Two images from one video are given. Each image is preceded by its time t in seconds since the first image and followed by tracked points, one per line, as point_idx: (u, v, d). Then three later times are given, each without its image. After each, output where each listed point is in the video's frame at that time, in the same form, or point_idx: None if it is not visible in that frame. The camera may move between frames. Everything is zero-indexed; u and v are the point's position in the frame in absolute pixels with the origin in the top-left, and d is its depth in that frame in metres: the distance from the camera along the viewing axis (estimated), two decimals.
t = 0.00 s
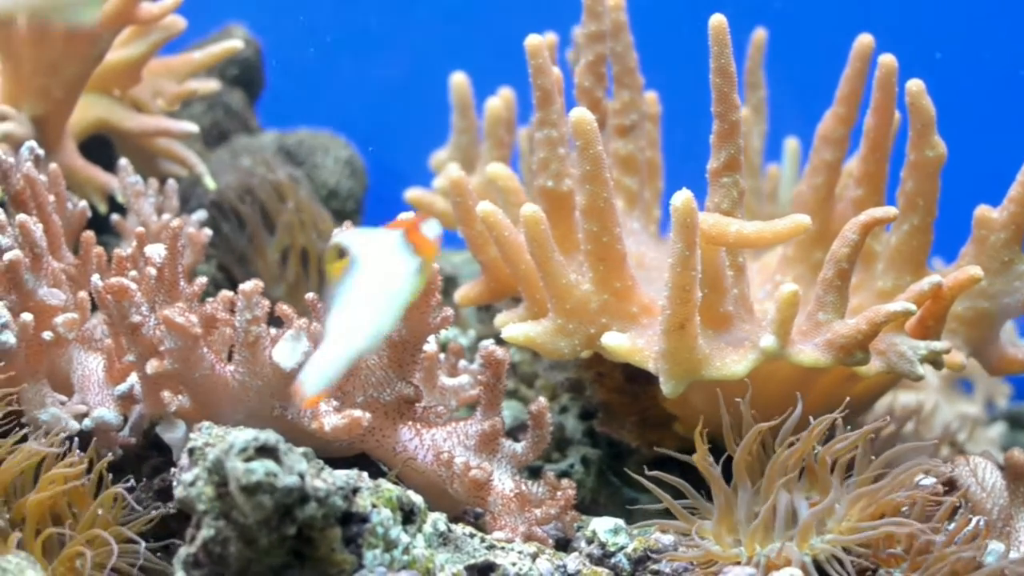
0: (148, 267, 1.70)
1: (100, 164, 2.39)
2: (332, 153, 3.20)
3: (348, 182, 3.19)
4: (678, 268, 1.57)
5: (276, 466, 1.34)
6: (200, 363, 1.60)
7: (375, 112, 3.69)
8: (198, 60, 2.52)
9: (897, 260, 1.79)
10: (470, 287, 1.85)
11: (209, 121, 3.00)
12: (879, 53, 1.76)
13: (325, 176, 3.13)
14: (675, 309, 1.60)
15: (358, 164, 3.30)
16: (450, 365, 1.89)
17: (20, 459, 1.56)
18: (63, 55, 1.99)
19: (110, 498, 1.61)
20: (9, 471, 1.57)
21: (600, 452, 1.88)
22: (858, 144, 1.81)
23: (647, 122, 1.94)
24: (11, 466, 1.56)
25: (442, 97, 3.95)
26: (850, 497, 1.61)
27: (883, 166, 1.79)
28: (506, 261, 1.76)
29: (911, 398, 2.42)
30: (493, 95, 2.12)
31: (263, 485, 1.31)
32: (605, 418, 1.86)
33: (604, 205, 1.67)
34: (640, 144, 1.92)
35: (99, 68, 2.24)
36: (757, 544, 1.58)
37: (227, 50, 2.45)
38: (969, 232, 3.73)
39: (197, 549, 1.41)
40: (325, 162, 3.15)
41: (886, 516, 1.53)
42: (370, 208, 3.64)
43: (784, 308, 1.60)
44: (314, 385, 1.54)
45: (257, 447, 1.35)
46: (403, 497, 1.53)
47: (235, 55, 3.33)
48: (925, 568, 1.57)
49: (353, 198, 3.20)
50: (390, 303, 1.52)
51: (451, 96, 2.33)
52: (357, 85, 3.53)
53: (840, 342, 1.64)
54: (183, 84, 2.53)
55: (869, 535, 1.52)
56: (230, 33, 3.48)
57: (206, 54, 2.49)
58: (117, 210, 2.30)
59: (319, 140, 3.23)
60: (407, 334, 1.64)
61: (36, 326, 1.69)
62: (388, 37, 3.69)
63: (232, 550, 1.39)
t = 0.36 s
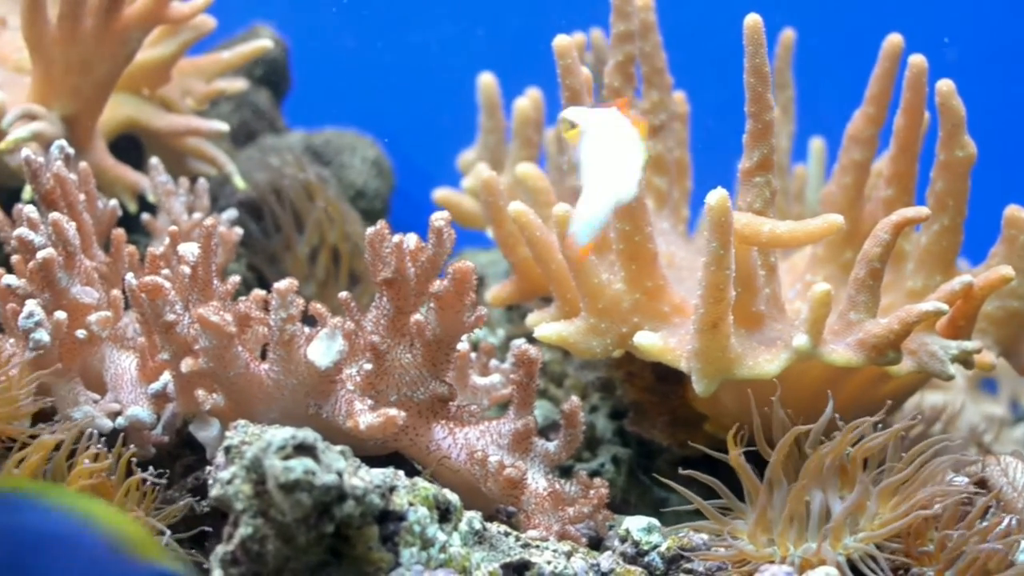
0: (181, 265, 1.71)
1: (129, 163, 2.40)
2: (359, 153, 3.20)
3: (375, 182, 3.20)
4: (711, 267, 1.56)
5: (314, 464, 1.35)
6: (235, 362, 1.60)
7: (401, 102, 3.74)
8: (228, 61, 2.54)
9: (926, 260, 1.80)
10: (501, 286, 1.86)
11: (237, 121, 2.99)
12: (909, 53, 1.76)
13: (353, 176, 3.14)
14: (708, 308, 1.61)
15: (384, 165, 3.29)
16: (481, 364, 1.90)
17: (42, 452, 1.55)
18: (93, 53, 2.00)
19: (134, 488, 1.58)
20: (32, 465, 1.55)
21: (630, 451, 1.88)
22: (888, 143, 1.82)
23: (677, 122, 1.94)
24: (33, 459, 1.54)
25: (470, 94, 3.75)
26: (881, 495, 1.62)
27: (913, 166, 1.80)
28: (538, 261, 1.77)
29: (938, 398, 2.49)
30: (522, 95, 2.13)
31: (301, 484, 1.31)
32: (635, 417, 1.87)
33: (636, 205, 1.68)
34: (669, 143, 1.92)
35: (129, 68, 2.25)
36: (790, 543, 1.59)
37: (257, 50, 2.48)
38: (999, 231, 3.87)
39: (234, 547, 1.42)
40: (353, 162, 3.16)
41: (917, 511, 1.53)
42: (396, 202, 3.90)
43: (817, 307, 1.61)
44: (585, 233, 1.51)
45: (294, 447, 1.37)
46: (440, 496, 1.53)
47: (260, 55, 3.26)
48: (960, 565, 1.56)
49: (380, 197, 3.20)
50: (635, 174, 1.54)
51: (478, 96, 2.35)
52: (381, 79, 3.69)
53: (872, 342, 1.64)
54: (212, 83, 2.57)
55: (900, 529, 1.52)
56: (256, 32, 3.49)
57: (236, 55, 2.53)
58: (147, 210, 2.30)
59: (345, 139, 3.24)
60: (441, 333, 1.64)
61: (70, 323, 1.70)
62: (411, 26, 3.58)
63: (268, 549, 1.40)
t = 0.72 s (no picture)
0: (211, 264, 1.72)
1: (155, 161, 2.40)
2: (383, 152, 3.21)
3: (400, 181, 3.20)
4: (742, 267, 1.57)
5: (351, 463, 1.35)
6: (266, 362, 1.60)
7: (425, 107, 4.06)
8: (254, 60, 2.53)
9: (953, 259, 1.82)
10: (531, 286, 1.87)
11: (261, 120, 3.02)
12: (936, 53, 1.77)
13: (377, 175, 3.14)
14: (739, 308, 1.61)
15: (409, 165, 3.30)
16: (510, 363, 1.90)
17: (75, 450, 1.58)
18: (120, 52, 2.00)
19: (169, 485, 1.62)
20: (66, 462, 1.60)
21: (657, 450, 1.90)
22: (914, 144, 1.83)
23: (703, 122, 1.94)
24: (67, 456, 1.59)
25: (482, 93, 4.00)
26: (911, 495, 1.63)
27: (940, 166, 1.80)
28: (567, 261, 1.78)
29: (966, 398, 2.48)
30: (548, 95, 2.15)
31: (336, 482, 1.31)
32: (663, 416, 1.88)
33: (666, 205, 1.68)
34: (696, 144, 1.92)
35: (155, 67, 2.26)
36: (822, 543, 1.59)
37: (282, 49, 2.47)
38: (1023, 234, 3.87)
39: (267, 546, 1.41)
40: (377, 161, 3.17)
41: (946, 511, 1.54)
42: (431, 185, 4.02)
43: (847, 308, 1.59)
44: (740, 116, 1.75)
45: (329, 445, 1.35)
46: (473, 495, 1.53)
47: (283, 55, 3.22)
48: (989, 566, 1.56)
49: (404, 196, 3.21)
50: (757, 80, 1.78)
51: (504, 96, 2.36)
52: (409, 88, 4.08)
53: (901, 341, 1.65)
54: (240, 81, 2.56)
55: (930, 527, 1.53)
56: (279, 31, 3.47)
57: (262, 54, 2.51)
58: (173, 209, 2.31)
59: (370, 139, 3.25)
60: (472, 333, 1.64)
61: (101, 322, 1.71)
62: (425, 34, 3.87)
63: (302, 548, 1.40)
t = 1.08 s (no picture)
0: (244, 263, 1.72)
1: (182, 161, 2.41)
2: (410, 151, 3.22)
3: (425, 180, 3.18)
4: (777, 267, 1.57)
5: (389, 461, 1.38)
6: (302, 361, 1.60)
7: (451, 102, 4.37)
8: (283, 59, 2.52)
9: (983, 259, 1.84)
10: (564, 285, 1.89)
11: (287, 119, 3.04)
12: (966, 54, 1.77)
13: (403, 175, 3.13)
14: (773, 308, 1.61)
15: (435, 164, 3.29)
16: (541, 362, 1.91)
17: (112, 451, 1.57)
18: (151, 51, 2.01)
19: (207, 487, 1.63)
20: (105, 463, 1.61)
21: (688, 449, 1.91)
22: (945, 144, 1.83)
23: (731, 122, 1.94)
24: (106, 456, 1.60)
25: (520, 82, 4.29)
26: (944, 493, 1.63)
27: (970, 166, 1.81)
28: (600, 260, 1.78)
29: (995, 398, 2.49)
30: (576, 94, 2.18)
31: (376, 480, 1.33)
32: (693, 416, 1.89)
33: (700, 205, 1.70)
34: (725, 143, 1.92)
35: (185, 67, 2.24)
36: (856, 543, 1.59)
37: (312, 48, 2.47)
38: None
39: (309, 544, 1.44)
40: (403, 160, 3.17)
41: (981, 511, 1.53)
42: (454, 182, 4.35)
43: (881, 307, 1.60)
44: None
45: (369, 444, 1.39)
46: (510, 493, 1.54)
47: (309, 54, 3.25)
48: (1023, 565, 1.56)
49: (430, 196, 3.19)
50: None
51: (532, 95, 2.37)
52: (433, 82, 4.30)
53: (934, 341, 1.65)
54: (267, 82, 2.57)
55: (966, 527, 1.52)
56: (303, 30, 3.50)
57: (290, 53, 2.51)
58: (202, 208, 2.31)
59: (396, 138, 3.26)
60: (507, 332, 1.64)
61: (134, 321, 1.71)
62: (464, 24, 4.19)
63: (342, 545, 1.44)
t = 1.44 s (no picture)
0: (278, 262, 1.72)
1: (210, 160, 2.43)
2: (435, 152, 3.25)
3: (450, 179, 3.22)
4: (814, 266, 1.57)
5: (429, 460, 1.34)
6: (338, 360, 1.60)
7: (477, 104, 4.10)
8: (311, 59, 2.55)
9: (1014, 260, 1.85)
10: (595, 284, 1.90)
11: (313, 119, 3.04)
12: (997, 55, 1.78)
13: (429, 174, 3.17)
14: (809, 306, 1.62)
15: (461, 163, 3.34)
16: (573, 362, 1.92)
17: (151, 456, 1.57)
18: (180, 49, 2.01)
19: (243, 488, 1.63)
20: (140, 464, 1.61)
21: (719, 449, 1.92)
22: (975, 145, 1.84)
23: (762, 122, 1.95)
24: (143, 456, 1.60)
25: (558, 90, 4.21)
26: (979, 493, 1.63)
27: (1001, 167, 1.82)
28: (633, 259, 1.79)
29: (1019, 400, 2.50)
30: (604, 94, 2.22)
31: (416, 480, 1.31)
32: (724, 415, 1.90)
33: (733, 205, 1.70)
34: (755, 144, 1.93)
35: (215, 65, 2.25)
36: (892, 543, 1.59)
37: (340, 47, 2.49)
38: None
39: (348, 543, 1.44)
40: (428, 160, 3.21)
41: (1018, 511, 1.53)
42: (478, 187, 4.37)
43: (914, 307, 1.60)
44: None
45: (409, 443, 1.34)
46: (548, 493, 1.54)
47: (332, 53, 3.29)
48: None
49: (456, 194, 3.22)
50: None
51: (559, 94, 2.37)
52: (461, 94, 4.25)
53: (967, 341, 1.65)
54: (296, 80, 2.57)
55: (1002, 527, 1.52)
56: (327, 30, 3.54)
57: (318, 52, 2.54)
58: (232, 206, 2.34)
59: (421, 137, 3.29)
60: (543, 331, 1.64)
61: (168, 320, 1.71)
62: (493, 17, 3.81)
63: (381, 544, 1.42)
